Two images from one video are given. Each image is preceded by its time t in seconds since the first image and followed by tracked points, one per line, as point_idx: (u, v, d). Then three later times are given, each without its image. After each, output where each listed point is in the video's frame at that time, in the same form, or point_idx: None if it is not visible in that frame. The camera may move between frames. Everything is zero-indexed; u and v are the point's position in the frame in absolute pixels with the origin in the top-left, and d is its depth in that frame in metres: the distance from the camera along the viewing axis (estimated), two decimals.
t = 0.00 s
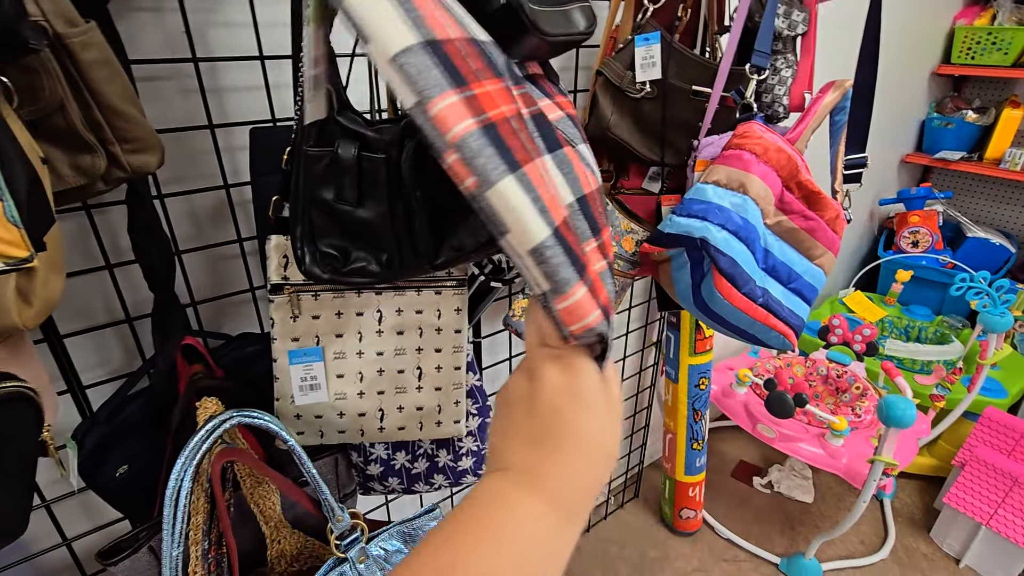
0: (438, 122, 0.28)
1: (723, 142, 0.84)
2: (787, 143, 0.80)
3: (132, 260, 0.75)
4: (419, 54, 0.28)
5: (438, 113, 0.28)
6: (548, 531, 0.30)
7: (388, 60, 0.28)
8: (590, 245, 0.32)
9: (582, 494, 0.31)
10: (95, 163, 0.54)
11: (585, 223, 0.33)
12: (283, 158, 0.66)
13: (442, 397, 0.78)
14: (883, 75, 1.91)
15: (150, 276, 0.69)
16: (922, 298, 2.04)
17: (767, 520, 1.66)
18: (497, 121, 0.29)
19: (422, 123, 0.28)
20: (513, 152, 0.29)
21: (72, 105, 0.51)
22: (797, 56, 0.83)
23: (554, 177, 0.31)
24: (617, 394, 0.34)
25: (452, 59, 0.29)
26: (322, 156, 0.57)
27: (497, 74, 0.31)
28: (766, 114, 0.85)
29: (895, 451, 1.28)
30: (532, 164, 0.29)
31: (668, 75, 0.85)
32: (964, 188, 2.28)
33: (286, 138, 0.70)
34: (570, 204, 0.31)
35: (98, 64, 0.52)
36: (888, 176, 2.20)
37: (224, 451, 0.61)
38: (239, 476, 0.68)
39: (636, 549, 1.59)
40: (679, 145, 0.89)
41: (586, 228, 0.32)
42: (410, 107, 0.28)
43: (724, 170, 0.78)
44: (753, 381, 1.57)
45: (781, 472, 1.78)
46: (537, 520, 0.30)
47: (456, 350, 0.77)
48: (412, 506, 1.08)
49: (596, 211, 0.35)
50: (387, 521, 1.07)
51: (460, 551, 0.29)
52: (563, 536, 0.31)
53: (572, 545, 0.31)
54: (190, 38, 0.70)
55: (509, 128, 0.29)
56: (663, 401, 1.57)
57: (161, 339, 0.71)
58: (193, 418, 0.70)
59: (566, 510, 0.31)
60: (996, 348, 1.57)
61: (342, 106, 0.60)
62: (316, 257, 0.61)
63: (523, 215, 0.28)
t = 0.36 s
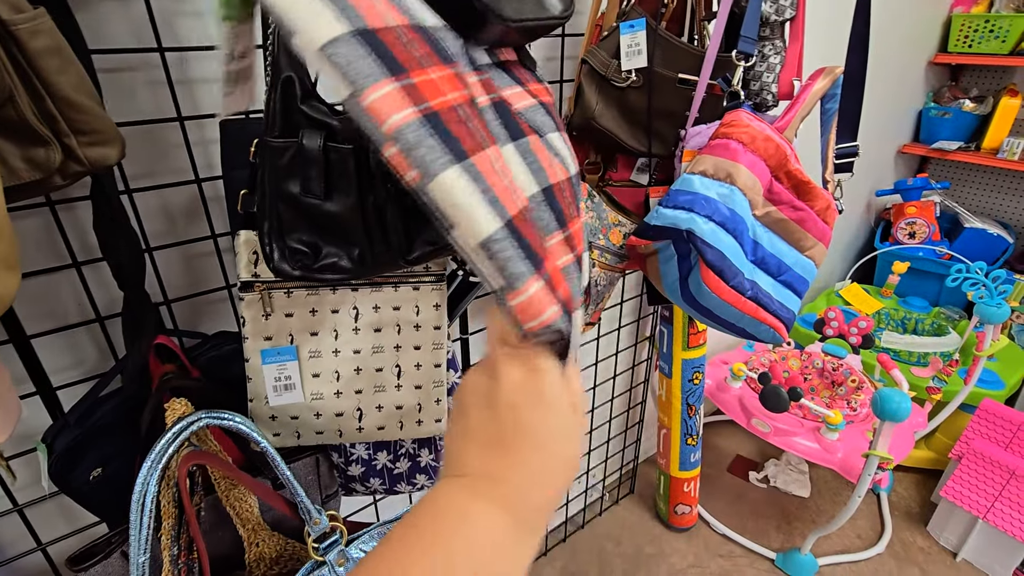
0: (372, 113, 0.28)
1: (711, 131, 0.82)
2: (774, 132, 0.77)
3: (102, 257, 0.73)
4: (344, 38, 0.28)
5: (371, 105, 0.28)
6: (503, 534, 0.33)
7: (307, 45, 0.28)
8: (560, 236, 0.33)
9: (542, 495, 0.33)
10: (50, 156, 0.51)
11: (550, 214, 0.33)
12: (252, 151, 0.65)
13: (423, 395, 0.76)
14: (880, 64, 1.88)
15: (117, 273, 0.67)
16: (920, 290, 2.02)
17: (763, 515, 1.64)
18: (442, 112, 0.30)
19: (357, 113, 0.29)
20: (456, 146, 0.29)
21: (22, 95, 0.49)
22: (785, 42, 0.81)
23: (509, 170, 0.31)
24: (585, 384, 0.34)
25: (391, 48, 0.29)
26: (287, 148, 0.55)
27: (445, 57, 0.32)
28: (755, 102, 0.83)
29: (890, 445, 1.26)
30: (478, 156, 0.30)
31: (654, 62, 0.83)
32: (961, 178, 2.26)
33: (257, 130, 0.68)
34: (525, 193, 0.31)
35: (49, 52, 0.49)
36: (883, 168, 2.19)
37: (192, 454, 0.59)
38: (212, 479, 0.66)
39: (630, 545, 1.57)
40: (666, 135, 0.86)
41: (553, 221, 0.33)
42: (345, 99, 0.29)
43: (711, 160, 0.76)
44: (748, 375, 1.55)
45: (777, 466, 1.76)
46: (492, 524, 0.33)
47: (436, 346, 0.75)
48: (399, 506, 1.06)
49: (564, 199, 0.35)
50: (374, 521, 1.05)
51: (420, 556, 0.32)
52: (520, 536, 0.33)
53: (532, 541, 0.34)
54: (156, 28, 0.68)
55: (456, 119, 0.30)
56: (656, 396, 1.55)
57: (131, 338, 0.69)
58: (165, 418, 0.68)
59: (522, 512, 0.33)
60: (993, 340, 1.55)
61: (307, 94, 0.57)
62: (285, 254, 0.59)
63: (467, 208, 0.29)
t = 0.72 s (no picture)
0: (453, 75, 0.35)
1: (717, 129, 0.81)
2: (780, 129, 0.78)
3: (110, 256, 0.73)
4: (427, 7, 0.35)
5: (452, 67, 0.35)
6: (574, 506, 0.35)
7: (394, 10, 0.34)
8: (606, 209, 0.41)
9: (609, 473, 0.37)
10: (61, 155, 0.52)
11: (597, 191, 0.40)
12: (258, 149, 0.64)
13: (426, 394, 0.76)
14: (883, 61, 1.88)
15: (127, 272, 0.67)
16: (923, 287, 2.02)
17: (767, 512, 1.64)
18: (508, 80, 0.37)
19: (434, 73, 0.35)
20: (529, 115, 0.36)
21: (34, 94, 0.49)
22: (792, 39, 0.81)
23: (566, 146, 0.38)
24: (646, 377, 0.41)
25: (465, 26, 0.37)
26: (290, 145, 0.55)
27: (495, 37, 0.40)
28: (761, 100, 0.82)
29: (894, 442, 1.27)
30: (546, 127, 0.37)
31: (660, 60, 0.83)
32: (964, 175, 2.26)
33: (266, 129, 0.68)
34: (580, 166, 0.39)
35: (60, 52, 0.50)
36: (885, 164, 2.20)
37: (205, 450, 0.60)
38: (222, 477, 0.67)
39: (634, 542, 1.58)
40: (672, 133, 0.86)
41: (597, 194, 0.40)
42: (422, 59, 0.35)
43: (718, 158, 0.77)
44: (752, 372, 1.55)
45: (781, 463, 1.77)
46: (563, 496, 0.35)
47: (439, 346, 0.75)
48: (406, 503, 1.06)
49: (602, 182, 0.44)
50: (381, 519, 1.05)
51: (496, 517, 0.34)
52: (588, 513, 0.36)
53: (600, 526, 0.36)
54: (164, 27, 0.68)
55: (517, 86, 0.38)
56: (660, 393, 1.55)
57: (140, 336, 0.69)
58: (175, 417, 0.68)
59: (593, 487, 0.36)
60: (996, 337, 1.55)
61: (311, 92, 0.57)
62: (289, 251, 0.59)
63: (554, 177, 0.35)
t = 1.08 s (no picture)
0: (473, 76, 0.35)
1: (722, 129, 0.82)
2: (786, 129, 0.78)
3: (119, 256, 0.73)
4: (447, 8, 0.35)
5: (472, 68, 0.35)
6: (586, 499, 0.35)
7: (415, 12, 0.34)
8: (620, 210, 0.41)
9: (622, 468, 0.37)
10: (73, 155, 0.52)
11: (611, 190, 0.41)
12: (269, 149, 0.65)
13: (437, 393, 0.77)
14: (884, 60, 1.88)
15: (136, 271, 0.67)
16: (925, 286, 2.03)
17: (769, 510, 1.65)
18: (525, 82, 0.38)
19: (454, 74, 0.36)
20: (546, 115, 0.37)
21: (47, 95, 0.49)
22: (797, 39, 0.81)
23: (581, 146, 0.39)
24: (658, 375, 0.41)
25: (483, 28, 0.37)
26: (306, 146, 0.56)
27: (510, 39, 0.41)
28: (768, 99, 0.83)
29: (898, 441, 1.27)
30: (562, 128, 0.38)
31: (665, 60, 0.83)
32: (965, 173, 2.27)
33: (275, 129, 0.69)
34: (595, 166, 0.39)
35: (72, 52, 0.50)
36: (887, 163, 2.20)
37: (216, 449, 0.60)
38: (232, 475, 0.67)
39: (637, 541, 1.58)
40: (677, 133, 0.87)
41: (611, 195, 0.41)
42: (442, 60, 0.35)
43: (724, 157, 0.77)
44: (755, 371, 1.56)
45: (783, 462, 1.78)
46: (575, 488, 0.35)
47: (450, 344, 0.75)
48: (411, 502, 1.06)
49: (614, 182, 0.44)
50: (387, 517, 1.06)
51: (510, 506, 0.34)
52: (600, 507, 0.36)
53: (612, 520, 0.36)
54: (172, 27, 0.68)
55: (533, 88, 0.39)
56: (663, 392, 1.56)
57: (149, 335, 0.69)
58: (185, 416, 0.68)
59: (605, 481, 0.36)
60: (998, 336, 1.56)
61: (327, 93, 0.57)
62: (304, 251, 0.59)
63: (570, 176, 0.35)
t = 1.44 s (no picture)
0: (486, 73, 0.35)
1: (727, 127, 0.81)
2: (792, 127, 0.78)
3: (125, 253, 0.73)
4: (460, 5, 0.35)
5: (486, 65, 0.35)
6: (598, 491, 0.35)
7: (428, 10, 0.34)
8: (631, 205, 0.42)
9: (633, 461, 0.37)
10: (82, 151, 0.52)
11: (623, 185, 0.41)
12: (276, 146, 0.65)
13: (443, 390, 0.77)
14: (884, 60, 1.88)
15: (142, 267, 0.67)
16: (925, 285, 2.03)
17: (770, 508, 1.66)
18: (537, 78, 0.38)
19: (466, 71, 0.36)
20: (559, 112, 0.37)
21: (55, 90, 0.49)
22: (802, 37, 0.81)
23: (593, 142, 0.39)
24: (669, 371, 0.42)
25: (496, 23, 0.37)
26: (315, 142, 0.56)
27: (521, 35, 0.41)
28: (772, 97, 0.83)
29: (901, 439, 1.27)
30: (575, 124, 0.38)
31: (670, 57, 0.83)
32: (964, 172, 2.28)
33: (281, 126, 0.69)
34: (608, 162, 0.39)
35: (81, 48, 0.50)
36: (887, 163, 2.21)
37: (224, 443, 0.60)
38: (238, 472, 0.67)
39: (638, 539, 1.58)
40: (681, 130, 0.87)
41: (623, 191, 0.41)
42: (455, 58, 0.35)
43: (729, 155, 0.77)
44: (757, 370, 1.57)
45: (784, 460, 1.78)
46: (586, 481, 0.35)
47: (456, 341, 0.75)
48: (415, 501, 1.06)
49: (625, 178, 0.44)
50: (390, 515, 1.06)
51: (521, 497, 0.34)
52: (611, 500, 0.35)
53: (622, 514, 0.36)
54: (178, 23, 0.68)
55: (545, 85, 0.39)
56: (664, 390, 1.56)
57: (155, 331, 0.69)
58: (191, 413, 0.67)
59: (616, 474, 0.36)
60: (999, 334, 1.56)
61: (335, 90, 0.58)
62: (311, 248, 0.59)
63: (584, 172, 0.35)
